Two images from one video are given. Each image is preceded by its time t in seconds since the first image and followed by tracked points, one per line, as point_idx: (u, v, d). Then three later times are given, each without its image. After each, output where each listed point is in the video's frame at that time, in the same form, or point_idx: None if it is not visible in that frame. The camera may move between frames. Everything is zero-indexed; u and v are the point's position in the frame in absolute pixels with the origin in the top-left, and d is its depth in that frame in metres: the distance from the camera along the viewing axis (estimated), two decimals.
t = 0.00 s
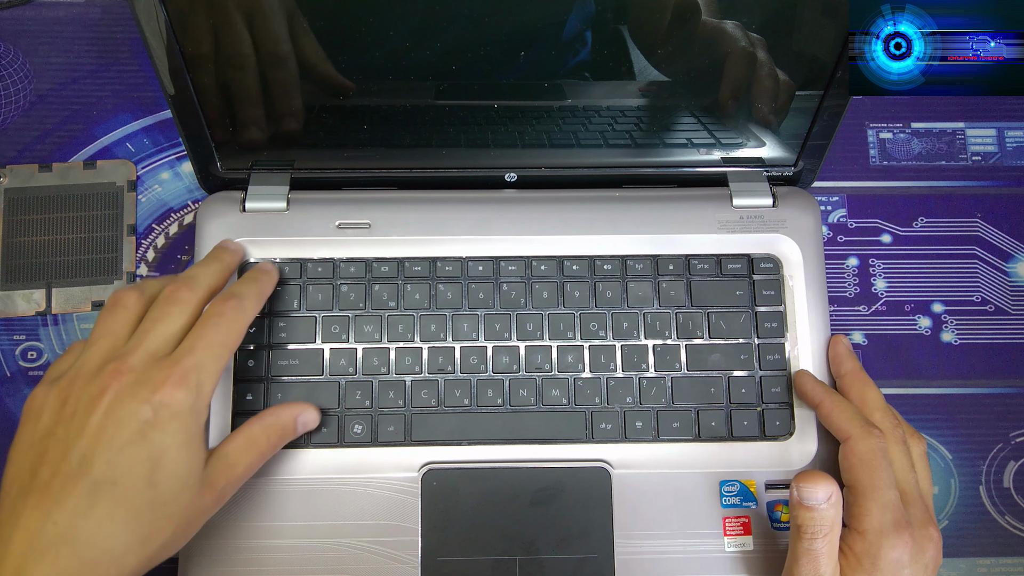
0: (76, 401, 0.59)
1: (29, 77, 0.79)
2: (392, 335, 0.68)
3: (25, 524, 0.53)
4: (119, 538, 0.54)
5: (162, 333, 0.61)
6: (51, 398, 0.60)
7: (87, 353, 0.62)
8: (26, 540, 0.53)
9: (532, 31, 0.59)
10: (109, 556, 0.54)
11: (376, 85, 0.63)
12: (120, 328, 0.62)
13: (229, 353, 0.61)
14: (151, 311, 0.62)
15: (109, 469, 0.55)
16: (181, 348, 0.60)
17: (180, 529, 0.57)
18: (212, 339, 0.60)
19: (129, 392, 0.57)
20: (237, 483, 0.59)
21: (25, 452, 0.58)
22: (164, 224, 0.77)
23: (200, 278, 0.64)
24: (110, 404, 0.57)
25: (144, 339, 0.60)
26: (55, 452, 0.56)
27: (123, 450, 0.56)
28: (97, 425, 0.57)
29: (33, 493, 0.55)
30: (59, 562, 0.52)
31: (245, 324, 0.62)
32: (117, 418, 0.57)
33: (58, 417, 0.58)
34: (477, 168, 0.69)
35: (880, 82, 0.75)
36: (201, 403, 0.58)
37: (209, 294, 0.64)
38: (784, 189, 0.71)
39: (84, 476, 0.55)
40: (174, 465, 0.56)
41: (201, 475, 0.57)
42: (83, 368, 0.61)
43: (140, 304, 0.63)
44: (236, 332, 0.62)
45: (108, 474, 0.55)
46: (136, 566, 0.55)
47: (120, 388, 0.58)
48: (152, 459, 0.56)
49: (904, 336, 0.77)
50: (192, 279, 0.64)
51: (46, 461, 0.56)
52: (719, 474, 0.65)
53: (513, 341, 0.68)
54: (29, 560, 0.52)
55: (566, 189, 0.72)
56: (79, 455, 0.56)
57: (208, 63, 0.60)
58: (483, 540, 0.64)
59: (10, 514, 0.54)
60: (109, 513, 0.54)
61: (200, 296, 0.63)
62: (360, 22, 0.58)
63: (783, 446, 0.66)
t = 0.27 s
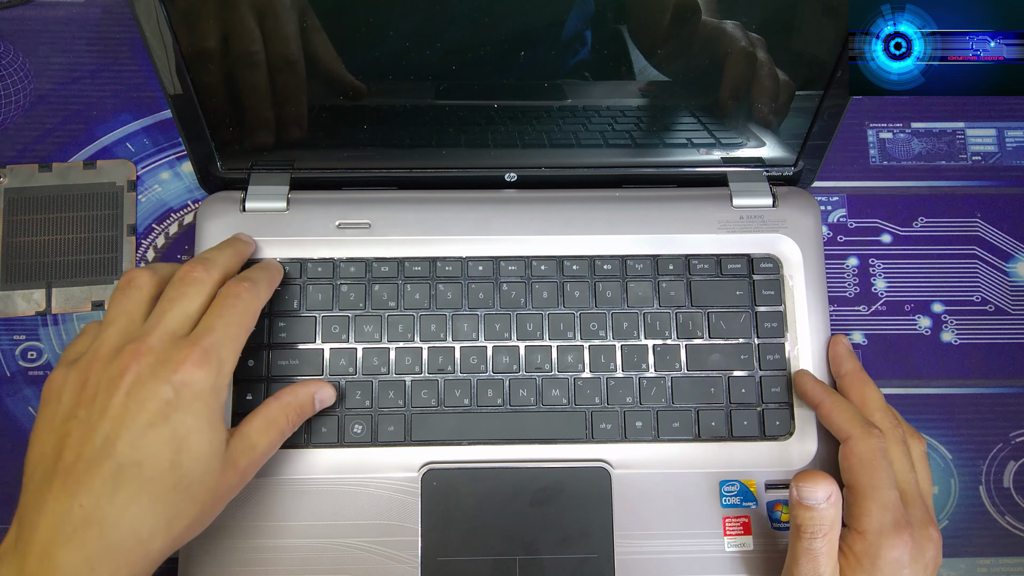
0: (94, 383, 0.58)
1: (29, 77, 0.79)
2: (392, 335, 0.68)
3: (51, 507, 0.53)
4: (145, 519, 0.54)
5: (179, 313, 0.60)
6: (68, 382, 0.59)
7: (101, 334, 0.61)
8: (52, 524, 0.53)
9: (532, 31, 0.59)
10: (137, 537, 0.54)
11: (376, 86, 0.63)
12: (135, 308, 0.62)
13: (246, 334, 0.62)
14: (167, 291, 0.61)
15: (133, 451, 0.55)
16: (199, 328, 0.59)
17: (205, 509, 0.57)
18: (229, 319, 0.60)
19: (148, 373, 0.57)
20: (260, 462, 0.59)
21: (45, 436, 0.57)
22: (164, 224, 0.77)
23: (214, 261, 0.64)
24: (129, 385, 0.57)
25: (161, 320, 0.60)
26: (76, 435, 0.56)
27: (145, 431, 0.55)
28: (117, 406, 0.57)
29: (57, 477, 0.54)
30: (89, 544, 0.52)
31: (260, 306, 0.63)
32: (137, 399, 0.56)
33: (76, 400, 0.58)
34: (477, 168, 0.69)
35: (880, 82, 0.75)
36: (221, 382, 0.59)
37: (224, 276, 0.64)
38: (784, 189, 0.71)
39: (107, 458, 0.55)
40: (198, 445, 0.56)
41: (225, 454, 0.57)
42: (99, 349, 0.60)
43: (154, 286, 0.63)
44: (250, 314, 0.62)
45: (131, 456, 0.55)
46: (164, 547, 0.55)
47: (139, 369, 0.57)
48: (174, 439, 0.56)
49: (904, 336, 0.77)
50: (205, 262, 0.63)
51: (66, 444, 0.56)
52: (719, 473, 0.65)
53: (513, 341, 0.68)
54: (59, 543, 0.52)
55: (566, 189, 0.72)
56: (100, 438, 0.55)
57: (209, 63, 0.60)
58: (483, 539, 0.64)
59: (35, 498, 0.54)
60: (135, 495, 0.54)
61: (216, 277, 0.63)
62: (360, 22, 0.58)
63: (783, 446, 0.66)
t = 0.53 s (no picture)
0: (101, 381, 0.58)
1: (29, 77, 0.79)
2: (392, 335, 0.68)
3: (66, 507, 0.54)
4: (156, 517, 0.54)
5: (183, 310, 0.60)
6: (77, 380, 0.60)
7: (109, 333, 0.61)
8: (66, 523, 0.54)
9: (532, 31, 0.59)
10: (149, 535, 0.54)
11: (376, 85, 0.63)
12: (141, 305, 0.62)
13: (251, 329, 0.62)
14: (172, 287, 0.61)
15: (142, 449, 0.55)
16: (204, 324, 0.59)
17: (216, 506, 0.57)
18: (233, 315, 0.60)
19: (154, 370, 0.57)
20: (269, 455, 0.59)
21: (56, 435, 0.58)
22: (164, 224, 0.77)
23: (219, 257, 0.64)
24: (136, 383, 0.57)
25: (167, 316, 0.60)
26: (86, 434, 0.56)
27: (153, 429, 0.55)
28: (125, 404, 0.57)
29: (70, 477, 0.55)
30: (102, 543, 0.53)
31: (263, 301, 0.63)
32: (143, 397, 0.56)
33: (85, 399, 0.58)
34: (477, 168, 0.69)
35: (880, 82, 0.75)
36: (227, 377, 0.58)
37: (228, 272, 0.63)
38: (784, 189, 0.71)
39: (116, 457, 0.55)
40: (205, 443, 0.56)
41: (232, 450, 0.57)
42: (106, 347, 0.60)
43: (159, 281, 0.63)
44: (254, 309, 0.62)
45: (139, 455, 0.55)
46: (177, 544, 0.56)
47: (144, 366, 0.57)
48: (180, 437, 0.55)
49: (904, 336, 0.77)
50: (211, 258, 0.63)
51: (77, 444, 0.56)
52: (719, 473, 0.65)
53: (513, 341, 0.68)
54: (74, 542, 0.53)
55: (566, 189, 0.72)
56: (108, 437, 0.56)
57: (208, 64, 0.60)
58: (482, 540, 0.64)
59: (49, 498, 0.55)
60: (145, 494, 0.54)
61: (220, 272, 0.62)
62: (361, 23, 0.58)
63: (783, 446, 0.66)
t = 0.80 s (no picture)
0: (128, 377, 0.58)
1: (29, 77, 0.79)
2: (392, 335, 0.68)
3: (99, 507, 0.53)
4: (193, 512, 0.54)
5: (208, 306, 0.62)
6: (101, 383, 0.59)
7: (133, 331, 0.62)
8: (99, 522, 0.52)
9: (532, 31, 0.59)
10: (186, 531, 0.53)
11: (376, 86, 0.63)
12: (166, 302, 0.62)
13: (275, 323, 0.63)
14: (195, 287, 0.62)
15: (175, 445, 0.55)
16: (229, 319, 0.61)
17: (249, 497, 0.57)
18: (258, 308, 0.62)
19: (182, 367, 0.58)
20: (298, 445, 0.60)
21: (85, 435, 0.57)
22: (164, 224, 0.77)
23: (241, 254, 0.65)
24: (163, 380, 0.57)
25: (192, 313, 0.61)
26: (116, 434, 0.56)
27: (184, 422, 0.56)
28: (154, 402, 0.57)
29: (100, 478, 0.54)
30: (138, 542, 0.52)
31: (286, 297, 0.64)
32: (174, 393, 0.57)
33: (111, 400, 0.58)
34: (477, 168, 0.69)
35: (880, 82, 0.75)
36: (254, 369, 0.59)
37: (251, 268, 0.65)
38: (784, 189, 0.71)
39: (148, 453, 0.54)
40: (238, 434, 0.56)
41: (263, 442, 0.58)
42: (132, 345, 0.61)
43: (182, 275, 0.64)
44: (278, 303, 0.63)
45: (172, 451, 0.55)
46: (212, 539, 0.55)
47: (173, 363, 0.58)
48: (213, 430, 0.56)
49: (904, 336, 0.77)
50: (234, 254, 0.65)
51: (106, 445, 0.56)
52: (719, 473, 0.65)
53: (513, 341, 0.68)
54: (108, 543, 0.51)
55: (566, 189, 0.72)
56: (140, 433, 0.55)
57: (208, 64, 0.60)
58: (482, 540, 0.64)
59: (79, 501, 0.53)
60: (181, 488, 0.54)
61: (243, 268, 0.64)
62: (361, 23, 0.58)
63: (783, 446, 0.66)
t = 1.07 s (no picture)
0: (201, 375, 0.58)
1: (29, 77, 0.79)
2: (392, 335, 0.68)
3: (174, 504, 0.52)
4: (265, 514, 0.53)
5: (277, 305, 0.61)
6: (172, 381, 0.58)
7: (201, 328, 0.61)
8: (175, 521, 0.51)
9: (532, 32, 0.59)
10: (257, 533, 0.53)
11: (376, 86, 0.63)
12: (234, 299, 0.62)
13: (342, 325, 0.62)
14: (263, 286, 0.62)
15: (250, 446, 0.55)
16: (299, 320, 0.60)
17: (317, 499, 0.57)
18: (327, 310, 0.61)
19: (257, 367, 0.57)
20: (362, 448, 0.60)
21: (158, 433, 0.56)
22: (164, 224, 0.77)
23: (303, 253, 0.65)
24: (237, 381, 0.57)
25: (262, 312, 0.60)
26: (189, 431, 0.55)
27: (258, 425, 0.55)
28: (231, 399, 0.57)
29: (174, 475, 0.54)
30: (214, 541, 0.51)
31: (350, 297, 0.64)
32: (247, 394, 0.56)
33: (185, 399, 0.57)
34: (477, 168, 0.69)
35: (880, 82, 0.74)
36: (326, 372, 0.59)
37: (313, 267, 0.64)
38: (784, 189, 0.71)
39: (222, 455, 0.54)
40: (310, 437, 0.56)
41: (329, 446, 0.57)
42: (202, 342, 0.60)
43: (249, 273, 0.63)
44: (343, 304, 0.63)
45: (246, 451, 0.54)
46: (281, 540, 0.55)
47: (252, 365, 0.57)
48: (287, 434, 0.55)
49: (904, 335, 0.77)
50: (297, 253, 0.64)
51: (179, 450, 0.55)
52: (719, 473, 0.65)
53: (513, 341, 0.68)
54: (185, 542, 0.51)
55: (566, 189, 0.72)
56: (214, 433, 0.55)
57: (208, 63, 0.60)
58: (482, 540, 0.64)
59: (152, 498, 0.53)
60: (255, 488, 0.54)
61: (308, 268, 0.63)
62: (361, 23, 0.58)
63: (783, 446, 0.66)
